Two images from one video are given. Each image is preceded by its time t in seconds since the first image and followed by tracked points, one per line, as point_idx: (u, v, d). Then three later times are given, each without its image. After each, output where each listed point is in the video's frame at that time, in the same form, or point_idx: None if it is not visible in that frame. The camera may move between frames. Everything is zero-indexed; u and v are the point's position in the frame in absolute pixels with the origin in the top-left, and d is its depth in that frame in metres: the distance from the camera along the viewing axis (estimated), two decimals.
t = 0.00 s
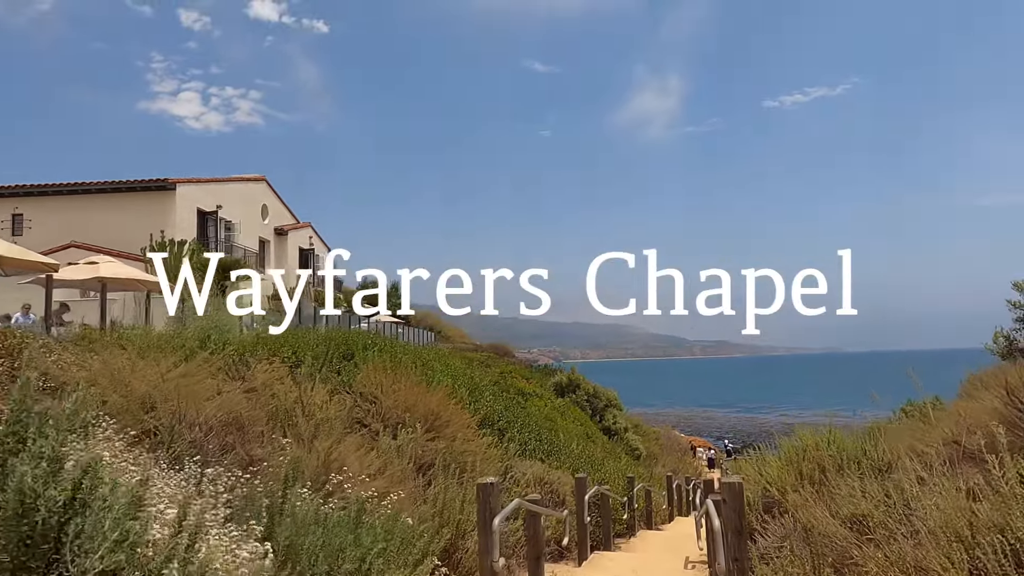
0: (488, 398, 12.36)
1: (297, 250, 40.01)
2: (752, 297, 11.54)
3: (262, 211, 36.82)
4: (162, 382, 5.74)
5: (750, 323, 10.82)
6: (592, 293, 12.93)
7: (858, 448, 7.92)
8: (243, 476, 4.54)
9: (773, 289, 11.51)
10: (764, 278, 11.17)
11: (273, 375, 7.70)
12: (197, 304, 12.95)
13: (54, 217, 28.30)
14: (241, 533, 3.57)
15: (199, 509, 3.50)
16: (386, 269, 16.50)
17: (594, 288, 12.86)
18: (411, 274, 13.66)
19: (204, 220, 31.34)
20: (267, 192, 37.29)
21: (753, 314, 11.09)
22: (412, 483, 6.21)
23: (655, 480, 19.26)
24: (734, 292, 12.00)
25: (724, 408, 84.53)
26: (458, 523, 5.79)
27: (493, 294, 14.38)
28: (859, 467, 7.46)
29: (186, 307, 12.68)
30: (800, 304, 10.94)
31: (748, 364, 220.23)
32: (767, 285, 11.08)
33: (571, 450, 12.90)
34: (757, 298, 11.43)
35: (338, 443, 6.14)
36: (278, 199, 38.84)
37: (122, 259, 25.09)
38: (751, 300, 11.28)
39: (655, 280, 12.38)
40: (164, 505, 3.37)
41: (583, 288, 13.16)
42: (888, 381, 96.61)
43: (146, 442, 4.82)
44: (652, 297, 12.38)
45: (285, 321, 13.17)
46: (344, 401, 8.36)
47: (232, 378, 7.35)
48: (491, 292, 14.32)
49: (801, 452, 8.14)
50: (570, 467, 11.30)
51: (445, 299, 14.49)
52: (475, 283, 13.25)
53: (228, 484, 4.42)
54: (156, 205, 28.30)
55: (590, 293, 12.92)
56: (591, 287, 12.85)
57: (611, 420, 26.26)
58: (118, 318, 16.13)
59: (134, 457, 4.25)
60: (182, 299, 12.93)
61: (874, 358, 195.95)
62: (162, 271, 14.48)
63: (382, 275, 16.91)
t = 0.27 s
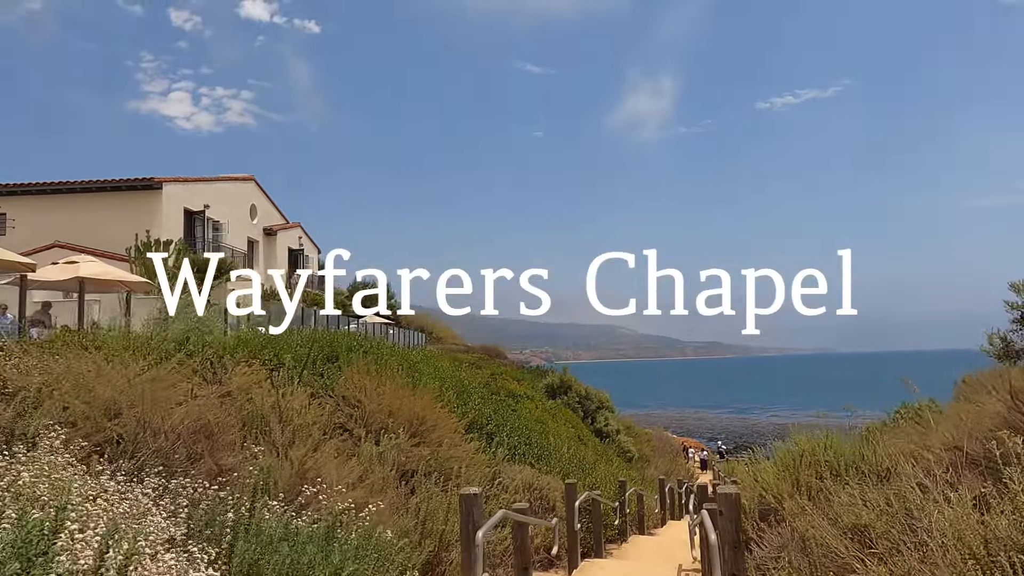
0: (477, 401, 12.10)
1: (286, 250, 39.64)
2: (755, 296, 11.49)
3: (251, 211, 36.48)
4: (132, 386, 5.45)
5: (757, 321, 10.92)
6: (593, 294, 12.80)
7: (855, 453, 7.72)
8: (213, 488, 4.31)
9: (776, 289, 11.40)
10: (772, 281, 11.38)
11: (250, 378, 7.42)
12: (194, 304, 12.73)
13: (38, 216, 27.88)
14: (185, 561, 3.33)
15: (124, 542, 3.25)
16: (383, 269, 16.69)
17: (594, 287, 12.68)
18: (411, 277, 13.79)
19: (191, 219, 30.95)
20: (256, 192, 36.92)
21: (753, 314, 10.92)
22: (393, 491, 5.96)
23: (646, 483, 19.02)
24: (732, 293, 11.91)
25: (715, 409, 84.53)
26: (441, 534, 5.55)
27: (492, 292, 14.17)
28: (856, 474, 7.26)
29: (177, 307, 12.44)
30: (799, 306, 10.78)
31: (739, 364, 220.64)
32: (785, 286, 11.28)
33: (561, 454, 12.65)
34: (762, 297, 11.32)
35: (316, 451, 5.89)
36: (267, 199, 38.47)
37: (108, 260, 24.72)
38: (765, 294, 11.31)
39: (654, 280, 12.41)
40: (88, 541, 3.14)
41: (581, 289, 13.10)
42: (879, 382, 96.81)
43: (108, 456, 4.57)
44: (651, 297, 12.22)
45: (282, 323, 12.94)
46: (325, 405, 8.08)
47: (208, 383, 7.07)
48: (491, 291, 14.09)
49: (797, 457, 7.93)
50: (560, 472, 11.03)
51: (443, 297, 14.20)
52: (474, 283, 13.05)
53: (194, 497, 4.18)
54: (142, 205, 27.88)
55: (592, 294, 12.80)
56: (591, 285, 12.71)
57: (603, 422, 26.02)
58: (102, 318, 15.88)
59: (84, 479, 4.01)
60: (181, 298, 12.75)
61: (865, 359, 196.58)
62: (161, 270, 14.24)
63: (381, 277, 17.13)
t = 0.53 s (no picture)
0: (468, 399, 11.80)
1: (277, 248, 39.22)
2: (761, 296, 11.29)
3: (241, 208, 36.04)
4: (98, 380, 5.15)
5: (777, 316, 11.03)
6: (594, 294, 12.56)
7: (857, 451, 7.47)
8: (178, 489, 4.02)
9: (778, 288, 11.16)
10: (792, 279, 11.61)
11: (230, 374, 7.11)
12: (198, 305, 12.58)
13: (23, 212, 27.42)
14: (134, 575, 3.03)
15: (59, 559, 2.95)
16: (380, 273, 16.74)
17: (594, 287, 12.42)
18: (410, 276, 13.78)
19: (179, 216, 30.52)
20: (246, 189, 36.51)
21: (754, 313, 10.67)
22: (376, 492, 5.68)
23: (640, 483, 18.75)
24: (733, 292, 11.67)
25: (708, 409, 84.39)
26: (426, 537, 5.27)
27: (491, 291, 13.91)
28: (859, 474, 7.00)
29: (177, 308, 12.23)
30: (801, 305, 10.53)
31: (732, 364, 220.90)
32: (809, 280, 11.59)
33: (554, 453, 12.35)
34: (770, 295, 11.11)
35: (296, 450, 5.61)
36: (257, 196, 38.04)
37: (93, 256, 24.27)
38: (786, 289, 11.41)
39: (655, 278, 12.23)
40: (14, 556, 2.84)
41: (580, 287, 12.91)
42: (872, 382, 96.90)
43: (67, 455, 4.27)
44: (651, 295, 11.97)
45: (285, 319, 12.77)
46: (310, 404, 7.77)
47: (184, 379, 6.75)
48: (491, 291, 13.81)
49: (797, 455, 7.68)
50: (552, 472, 10.74)
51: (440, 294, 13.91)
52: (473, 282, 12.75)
53: (157, 498, 3.90)
54: (130, 201, 27.43)
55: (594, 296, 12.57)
56: (591, 284, 12.46)
57: (596, 422, 25.73)
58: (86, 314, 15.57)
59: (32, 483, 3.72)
60: (191, 298, 12.61)
61: (857, 358, 197.12)
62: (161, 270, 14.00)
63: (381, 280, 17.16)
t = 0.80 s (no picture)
0: (456, 398, 11.51)
1: (266, 246, 38.82)
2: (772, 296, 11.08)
3: (229, 205, 35.63)
4: (60, 378, 4.85)
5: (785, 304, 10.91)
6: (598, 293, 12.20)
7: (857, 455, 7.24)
8: (138, 500, 3.74)
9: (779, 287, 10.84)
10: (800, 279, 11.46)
11: (208, 372, 6.83)
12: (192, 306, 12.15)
13: (7, 207, 26.95)
14: None
15: None
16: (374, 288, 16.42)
17: (594, 288, 12.15)
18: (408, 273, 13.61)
19: (166, 213, 30.08)
20: (235, 186, 36.10)
21: (753, 314, 10.37)
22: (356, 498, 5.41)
23: (631, 483, 18.49)
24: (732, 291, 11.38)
25: (700, 408, 84.28)
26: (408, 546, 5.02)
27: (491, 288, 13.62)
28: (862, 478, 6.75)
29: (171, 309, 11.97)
30: (799, 305, 10.22)
31: (724, 363, 221.15)
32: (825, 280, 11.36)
33: (545, 455, 12.07)
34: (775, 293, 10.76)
35: (270, 453, 5.33)
36: (246, 192, 37.63)
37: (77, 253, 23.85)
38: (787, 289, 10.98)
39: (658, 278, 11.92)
40: None
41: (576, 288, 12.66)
42: (863, 382, 97.03)
43: (19, 461, 3.98)
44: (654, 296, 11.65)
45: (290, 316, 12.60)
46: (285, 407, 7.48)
47: (156, 380, 6.45)
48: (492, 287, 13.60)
49: (794, 456, 7.45)
50: (542, 474, 10.47)
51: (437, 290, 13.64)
52: (470, 283, 12.28)
53: (114, 511, 3.62)
54: (115, 197, 27.00)
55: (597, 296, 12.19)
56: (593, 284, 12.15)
57: (588, 421, 25.45)
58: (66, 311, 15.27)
59: None
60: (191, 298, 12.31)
61: (848, 358, 197.67)
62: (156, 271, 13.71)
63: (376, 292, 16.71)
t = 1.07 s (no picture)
0: (445, 396, 11.22)
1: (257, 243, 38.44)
2: (786, 297, 11.10)
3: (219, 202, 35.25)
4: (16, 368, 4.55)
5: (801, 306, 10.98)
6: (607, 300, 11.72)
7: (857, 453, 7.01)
8: (88, 498, 3.47)
9: (810, 284, 11.00)
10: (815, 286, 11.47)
11: (183, 366, 6.54)
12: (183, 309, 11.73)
13: None
14: None
15: None
16: (364, 296, 15.62)
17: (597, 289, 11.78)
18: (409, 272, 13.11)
19: (155, 208, 29.68)
20: (225, 182, 35.72)
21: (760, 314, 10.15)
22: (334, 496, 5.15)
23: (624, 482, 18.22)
24: (735, 290, 11.16)
25: (694, 408, 84.19)
26: (386, 547, 4.77)
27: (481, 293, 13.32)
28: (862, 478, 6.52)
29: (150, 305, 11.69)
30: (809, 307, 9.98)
31: (718, 363, 220.93)
32: (836, 282, 11.27)
33: (536, 454, 11.78)
34: (811, 293, 10.90)
35: (241, 450, 5.04)
36: (236, 189, 37.26)
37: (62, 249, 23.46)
38: (815, 294, 11.22)
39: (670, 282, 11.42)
40: None
41: (577, 289, 12.29)
42: (856, 382, 97.08)
43: None
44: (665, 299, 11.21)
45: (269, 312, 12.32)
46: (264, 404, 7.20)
47: (126, 373, 6.15)
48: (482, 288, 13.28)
49: (792, 455, 7.21)
50: (533, 472, 10.19)
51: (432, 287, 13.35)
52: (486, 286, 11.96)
53: (60, 510, 3.35)
54: (102, 192, 26.60)
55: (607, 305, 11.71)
56: (606, 283, 11.67)
57: (580, 420, 25.18)
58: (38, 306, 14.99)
59: None
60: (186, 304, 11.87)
61: (841, 359, 198.07)
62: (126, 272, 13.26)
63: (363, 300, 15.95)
